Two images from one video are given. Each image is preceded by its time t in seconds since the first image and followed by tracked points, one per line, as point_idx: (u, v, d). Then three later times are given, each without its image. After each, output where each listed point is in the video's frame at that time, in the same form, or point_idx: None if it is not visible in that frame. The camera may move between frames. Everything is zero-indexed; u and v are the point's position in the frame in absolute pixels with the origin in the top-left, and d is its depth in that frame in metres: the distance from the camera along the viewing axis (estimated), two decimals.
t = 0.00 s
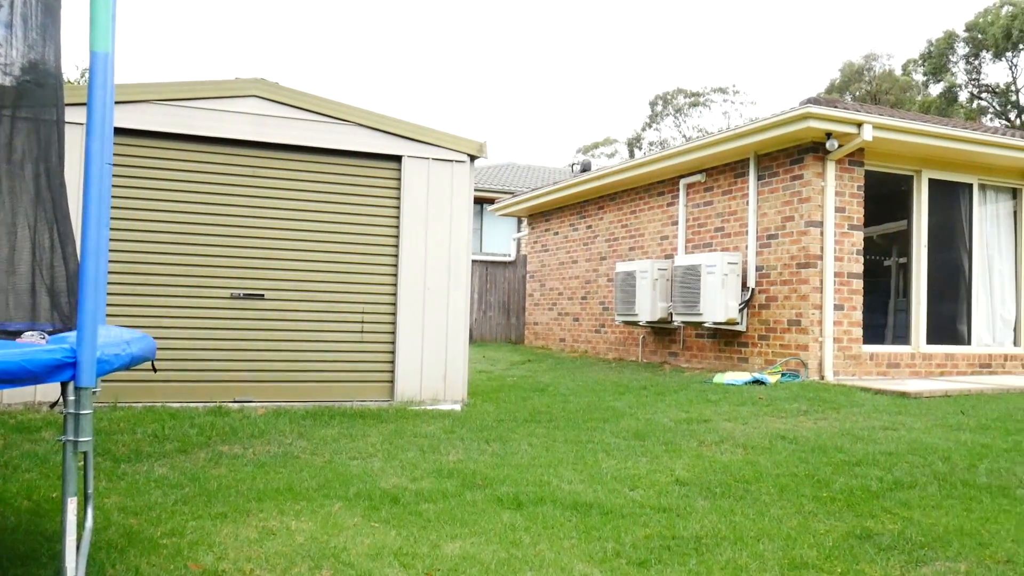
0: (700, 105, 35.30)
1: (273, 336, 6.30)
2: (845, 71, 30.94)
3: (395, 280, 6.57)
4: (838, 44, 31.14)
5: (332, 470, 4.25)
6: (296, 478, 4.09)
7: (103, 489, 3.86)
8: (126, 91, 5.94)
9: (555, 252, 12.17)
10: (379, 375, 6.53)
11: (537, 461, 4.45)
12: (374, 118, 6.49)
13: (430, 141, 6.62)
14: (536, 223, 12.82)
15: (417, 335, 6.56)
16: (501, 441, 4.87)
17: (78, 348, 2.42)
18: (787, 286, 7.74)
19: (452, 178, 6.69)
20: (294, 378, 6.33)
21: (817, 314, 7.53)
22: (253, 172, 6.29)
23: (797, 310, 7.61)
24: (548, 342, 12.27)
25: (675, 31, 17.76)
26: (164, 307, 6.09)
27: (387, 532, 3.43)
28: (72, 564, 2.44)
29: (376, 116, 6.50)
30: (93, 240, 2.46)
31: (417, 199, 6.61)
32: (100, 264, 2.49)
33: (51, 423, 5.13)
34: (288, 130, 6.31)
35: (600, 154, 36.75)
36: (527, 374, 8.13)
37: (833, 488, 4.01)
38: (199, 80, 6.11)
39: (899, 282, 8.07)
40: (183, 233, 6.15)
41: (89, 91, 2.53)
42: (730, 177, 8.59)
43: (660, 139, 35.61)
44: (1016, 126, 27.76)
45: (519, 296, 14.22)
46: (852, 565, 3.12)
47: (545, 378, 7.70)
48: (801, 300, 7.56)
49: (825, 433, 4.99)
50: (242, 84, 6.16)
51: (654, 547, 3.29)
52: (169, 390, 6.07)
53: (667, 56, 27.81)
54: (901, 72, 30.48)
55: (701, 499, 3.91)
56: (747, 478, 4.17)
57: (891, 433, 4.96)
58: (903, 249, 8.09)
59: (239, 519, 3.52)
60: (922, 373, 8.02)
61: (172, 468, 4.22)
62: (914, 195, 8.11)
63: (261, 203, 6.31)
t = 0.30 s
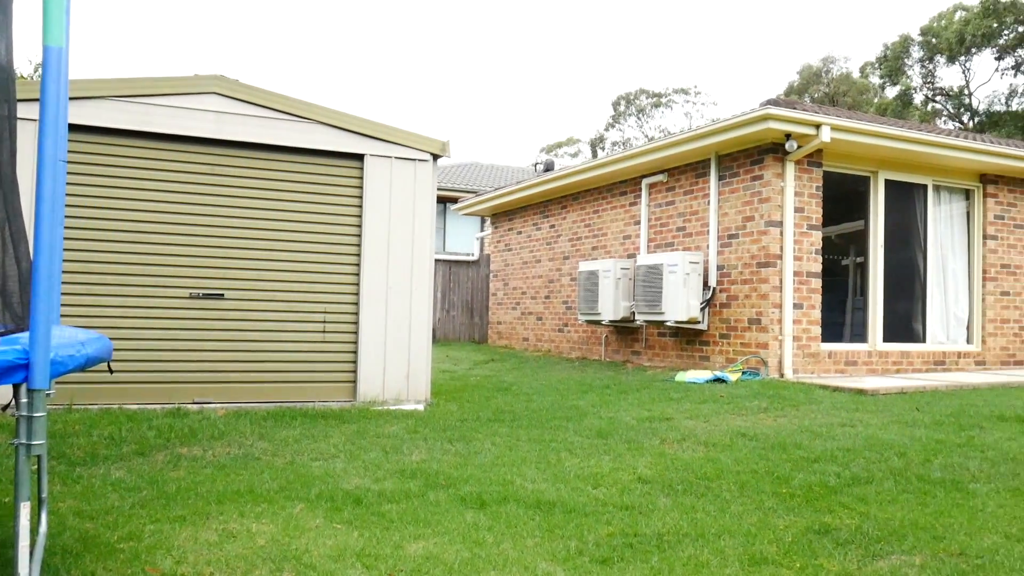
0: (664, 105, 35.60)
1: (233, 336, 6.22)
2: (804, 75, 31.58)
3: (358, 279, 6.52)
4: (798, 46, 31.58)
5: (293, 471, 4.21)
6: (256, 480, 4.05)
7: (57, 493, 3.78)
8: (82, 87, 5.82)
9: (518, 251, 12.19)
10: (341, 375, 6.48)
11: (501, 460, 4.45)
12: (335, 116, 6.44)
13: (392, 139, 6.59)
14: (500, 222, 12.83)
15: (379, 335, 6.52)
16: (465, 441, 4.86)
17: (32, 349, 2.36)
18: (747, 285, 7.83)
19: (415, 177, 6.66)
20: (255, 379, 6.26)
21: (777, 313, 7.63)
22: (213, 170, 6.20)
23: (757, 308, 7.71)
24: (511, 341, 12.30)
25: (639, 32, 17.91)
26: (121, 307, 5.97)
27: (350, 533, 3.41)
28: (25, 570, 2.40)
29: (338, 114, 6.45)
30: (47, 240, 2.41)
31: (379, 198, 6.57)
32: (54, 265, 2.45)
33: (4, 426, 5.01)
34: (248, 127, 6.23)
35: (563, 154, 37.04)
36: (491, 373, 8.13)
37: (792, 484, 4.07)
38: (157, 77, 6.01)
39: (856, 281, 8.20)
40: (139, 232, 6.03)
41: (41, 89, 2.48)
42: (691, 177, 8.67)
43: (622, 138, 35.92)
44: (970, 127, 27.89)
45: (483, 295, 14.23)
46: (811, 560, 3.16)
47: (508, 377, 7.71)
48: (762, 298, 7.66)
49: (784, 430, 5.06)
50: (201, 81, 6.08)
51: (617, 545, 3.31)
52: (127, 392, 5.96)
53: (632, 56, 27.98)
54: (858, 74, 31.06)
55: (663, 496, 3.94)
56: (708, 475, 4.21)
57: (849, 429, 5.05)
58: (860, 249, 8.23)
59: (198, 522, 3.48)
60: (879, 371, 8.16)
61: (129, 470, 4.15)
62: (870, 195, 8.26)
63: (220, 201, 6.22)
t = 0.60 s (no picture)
0: (626, 105, 36.04)
1: (193, 336, 6.13)
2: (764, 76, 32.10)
3: (321, 278, 6.48)
4: (760, 48, 32.01)
5: (255, 473, 4.17)
6: (217, 482, 4.01)
7: (11, 497, 3.70)
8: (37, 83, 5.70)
9: (482, 250, 12.19)
10: (304, 375, 6.43)
11: (464, 460, 4.45)
12: (298, 114, 6.39)
13: (355, 138, 6.55)
14: (463, 221, 12.82)
15: (342, 335, 6.48)
16: (429, 441, 4.85)
17: None
18: (709, 284, 7.91)
19: (379, 176, 6.63)
20: (216, 379, 6.19)
21: (738, 311, 7.72)
22: (172, 168, 6.12)
23: (719, 307, 7.79)
24: (475, 341, 12.30)
25: (603, 34, 18.04)
26: (77, 308, 5.86)
27: (312, 534, 3.38)
28: None
29: (301, 112, 6.40)
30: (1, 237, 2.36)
31: (342, 197, 6.53)
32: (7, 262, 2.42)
33: None
34: (209, 125, 6.16)
35: (528, 153, 37.21)
36: (455, 373, 8.12)
37: (753, 481, 4.12)
38: (115, 72, 5.91)
39: (816, 281, 8.33)
40: (97, 231, 5.92)
41: None
42: (654, 177, 8.73)
43: (586, 138, 36.20)
44: (925, 131, 28.52)
45: (447, 294, 14.21)
46: (771, 556, 3.21)
47: (473, 376, 7.71)
48: (724, 298, 7.74)
49: (746, 428, 5.12)
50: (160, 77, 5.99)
51: (581, 543, 3.32)
52: (85, 394, 5.85)
53: (598, 57, 28.12)
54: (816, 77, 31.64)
55: (626, 494, 3.97)
56: (671, 472, 4.25)
57: (808, 426, 5.12)
58: (820, 248, 8.35)
59: (157, 525, 3.43)
60: (837, 368, 8.30)
61: (86, 473, 4.08)
62: (829, 196, 8.39)
63: (180, 200, 6.13)
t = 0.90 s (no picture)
0: (591, 105, 36.27)
1: (155, 336, 6.05)
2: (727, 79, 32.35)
3: (284, 278, 6.43)
4: (724, 49, 32.34)
5: (217, 475, 4.12)
6: (179, 484, 3.95)
7: None
8: None
9: (448, 250, 12.17)
10: (267, 376, 6.38)
11: (430, 459, 4.44)
12: (261, 112, 6.32)
13: (319, 136, 6.51)
14: (429, 221, 12.79)
15: (307, 335, 6.44)
16: (394, 441, 4.83)
17: None
18: (673, 283, 7.98)
19: (343, 175, 6.59)
20: (178, 380, 6.11)
21: (702, 311, 7.79)
22: (133, 166, 6.02)
23: (683, 307, 7.86)
24: (441, 340, 12.28)
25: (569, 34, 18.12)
26: (35, 308, 5.75)
27: (276, 536, 3.35)
28: None
29: (264, 110, 6.34)
30: None
31: (306, 196, 6.48)
32: None
33: None
34: (170, 122, 6.07)
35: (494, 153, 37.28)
36: (420, 372, 8.10)
37: (717, 478, 4.16)
38: (74, 68, 5.80)
39: (778, 280, 8.43)
40: (55, 230, 5.81)
41: None
42: (619, 177, 8.78)
43: (552, 139, 36.38)
44: (883, 132, 28.73)
45: (412, 294, 14.17)
46: (734, 552, 3.24)
47: (438, 376, 7.69)
48: (687, 297, 7.81)
49: (710, 426, 5.17)
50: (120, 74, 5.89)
51: (546, 542, 3.33)
52: (42, 396, 5.75)
53: (564, 57, 28.21)
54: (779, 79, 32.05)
55: (591, 492, 3.99)
56: (635, 470, 4.28)
57: (771, 423, 5.19)
58: (782, 248, 8.46)
59: (117, 529, 3.37)
60: (799, 366, 8.41)
61: (43, 477, 4.00)
62: (791, 196, 8.50)
63: (141, 198, 6.04)
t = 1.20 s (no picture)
0: (558, 105, 36.42)
1: (115, 337, 5.94)
2: (692, 80, 32.50)
3: (248, 278, 6.36)
4: (688, 50, 32.62)
5: (180, 477, 4.07)
6: (141, 487, 3.90)
7: None
8: None
9: (414, 249, 12.14)
10: (231, 377, 6.31)
11: (396, 460, 4.43)
12: (224, 110, 6.25)
13: (284, 135, 6.45)
14: (395, 220, 12.74)
15: (271, 335, 6.39)
16: (360, 441, 4.81)
17: None
18: (639, 283, 8.03)
19: (307, 174, 6.55)
20: (140, 381, 6.02)
21: (667, 310, 7.86)
22: (92, 163, 5.91)
23: (648, 306, 7.92)
24: (407, 340, 12.24)
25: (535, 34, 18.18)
26: None
27: (240, 538, 3.32)
28: None
29: (226, 108, 6.27)
30: None
31: (270, 195, 6.43)
32: None
33: None
34: (131, 120, 5.97)
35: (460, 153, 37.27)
36: (386, 372, 8.07)
37: (682, 476, 4.20)
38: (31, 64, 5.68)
39: (742, 279, 8.52)
40: (12, 229, 5.69)
41: None
42: (585, 177, 8.82)
43: (518, 138, 36.46)
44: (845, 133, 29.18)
45: (378, 294, 14.12)
46: (699, 549, 3.28)
47: (405, 376, 7.67)
48: (652, 296, 7.87)
49: (675, 424, 5.22)
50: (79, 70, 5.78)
51: (512, 541, 3.34)
52: None
53: (531, 57, 28.25)
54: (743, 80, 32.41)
55: (558, 491, 4.01)
56: (602, 469, 4.31)
57: (735, 421, 5.25)
58: (745, 248, 8.55)
59: (77, 533, 3.32)
60: (762, 364, 8.52)
61: None
62: (755, 196, 8.60)
63: (100, 196, 5.93)
